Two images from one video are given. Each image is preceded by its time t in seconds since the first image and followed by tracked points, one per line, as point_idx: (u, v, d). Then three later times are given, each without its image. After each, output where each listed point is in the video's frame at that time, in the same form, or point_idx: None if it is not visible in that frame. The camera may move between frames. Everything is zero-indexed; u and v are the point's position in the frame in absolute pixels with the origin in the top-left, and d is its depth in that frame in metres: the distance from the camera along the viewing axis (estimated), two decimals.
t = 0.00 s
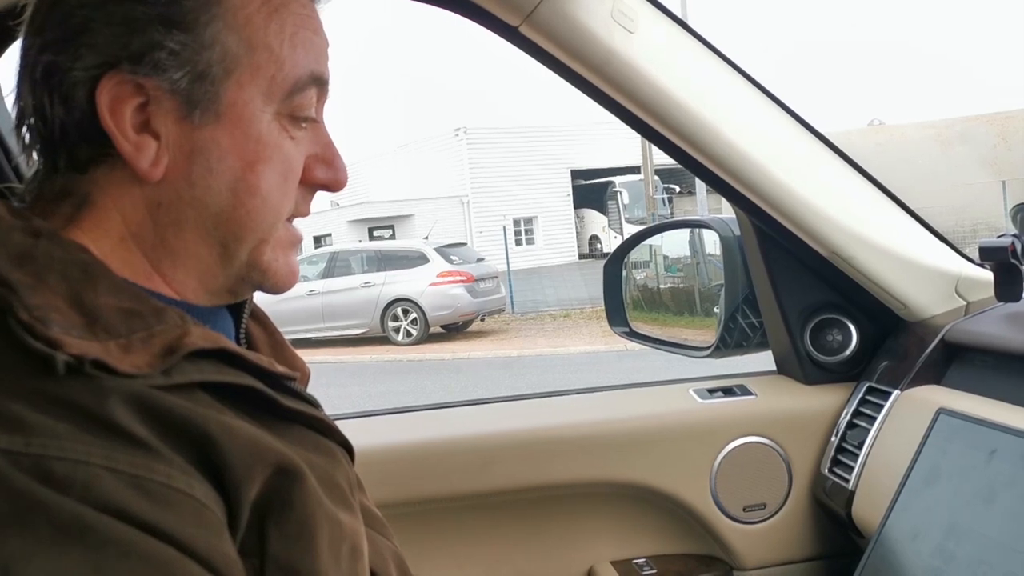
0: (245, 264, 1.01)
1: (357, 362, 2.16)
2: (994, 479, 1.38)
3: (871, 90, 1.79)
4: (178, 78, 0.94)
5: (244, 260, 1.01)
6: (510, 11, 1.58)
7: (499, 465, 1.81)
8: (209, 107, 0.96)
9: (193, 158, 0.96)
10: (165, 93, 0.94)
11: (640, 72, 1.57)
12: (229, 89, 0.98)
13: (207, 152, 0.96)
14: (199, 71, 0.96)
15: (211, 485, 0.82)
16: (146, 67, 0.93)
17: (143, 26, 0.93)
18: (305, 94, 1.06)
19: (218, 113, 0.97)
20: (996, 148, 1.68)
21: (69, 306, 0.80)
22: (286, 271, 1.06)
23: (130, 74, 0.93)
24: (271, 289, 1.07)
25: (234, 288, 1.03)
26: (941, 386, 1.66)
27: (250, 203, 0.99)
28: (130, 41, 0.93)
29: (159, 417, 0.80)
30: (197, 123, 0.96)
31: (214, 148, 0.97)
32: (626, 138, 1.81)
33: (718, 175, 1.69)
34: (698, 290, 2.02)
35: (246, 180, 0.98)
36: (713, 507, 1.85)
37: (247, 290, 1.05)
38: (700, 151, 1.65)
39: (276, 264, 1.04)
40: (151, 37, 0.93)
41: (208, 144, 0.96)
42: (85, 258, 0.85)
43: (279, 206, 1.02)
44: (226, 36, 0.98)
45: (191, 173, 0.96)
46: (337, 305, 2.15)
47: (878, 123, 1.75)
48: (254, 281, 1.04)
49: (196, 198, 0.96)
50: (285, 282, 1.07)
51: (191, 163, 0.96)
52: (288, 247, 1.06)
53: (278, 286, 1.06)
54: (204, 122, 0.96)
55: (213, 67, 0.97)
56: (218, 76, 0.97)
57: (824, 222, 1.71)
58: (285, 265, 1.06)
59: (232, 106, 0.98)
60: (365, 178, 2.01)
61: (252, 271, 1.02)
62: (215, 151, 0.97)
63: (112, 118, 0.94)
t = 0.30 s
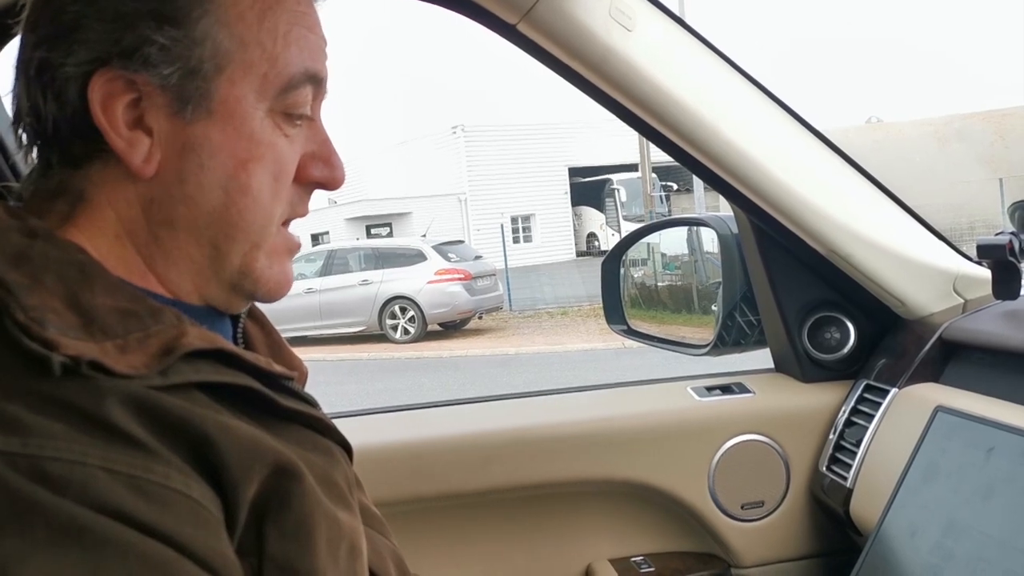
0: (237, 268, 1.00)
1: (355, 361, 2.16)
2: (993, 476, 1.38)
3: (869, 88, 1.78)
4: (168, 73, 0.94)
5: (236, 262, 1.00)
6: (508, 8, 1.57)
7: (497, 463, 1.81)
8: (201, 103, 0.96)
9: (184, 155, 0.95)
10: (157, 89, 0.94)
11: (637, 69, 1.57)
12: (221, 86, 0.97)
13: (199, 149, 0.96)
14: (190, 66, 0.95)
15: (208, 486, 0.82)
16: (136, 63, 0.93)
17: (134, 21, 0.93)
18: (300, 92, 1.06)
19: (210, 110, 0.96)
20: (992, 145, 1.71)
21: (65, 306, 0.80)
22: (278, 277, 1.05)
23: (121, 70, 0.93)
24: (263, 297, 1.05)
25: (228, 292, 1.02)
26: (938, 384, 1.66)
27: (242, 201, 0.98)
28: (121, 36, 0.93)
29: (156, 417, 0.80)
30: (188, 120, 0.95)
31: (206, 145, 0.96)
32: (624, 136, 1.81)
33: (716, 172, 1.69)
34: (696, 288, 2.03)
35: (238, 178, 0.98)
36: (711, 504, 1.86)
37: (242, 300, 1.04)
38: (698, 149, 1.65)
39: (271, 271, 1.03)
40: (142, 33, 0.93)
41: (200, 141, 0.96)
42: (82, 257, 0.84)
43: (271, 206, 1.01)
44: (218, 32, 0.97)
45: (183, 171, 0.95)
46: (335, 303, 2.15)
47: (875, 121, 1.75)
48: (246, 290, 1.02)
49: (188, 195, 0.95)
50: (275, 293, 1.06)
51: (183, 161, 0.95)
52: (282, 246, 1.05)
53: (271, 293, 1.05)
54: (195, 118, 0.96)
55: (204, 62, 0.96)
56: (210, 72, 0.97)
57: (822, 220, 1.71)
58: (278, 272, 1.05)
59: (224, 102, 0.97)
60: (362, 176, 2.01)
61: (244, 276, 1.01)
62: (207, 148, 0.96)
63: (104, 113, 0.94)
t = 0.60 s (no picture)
0: (237, 263, 1.00)
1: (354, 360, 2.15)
2: (992, 474, 1.38)
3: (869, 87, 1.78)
4: (164, 71, 0.94)
5: (235, 258, 0.99)
6: (507, 7, 1.57)
7: (496, 462, 1.81)
8: (197, 101, 0.95)
9: (181, 153, 0.95)
10: (152, 87, 0.93)
11: (636, 68, 1.57)
12: (218, 83, 0.97)
13: (196, 147, 0.95)
14: (186, 64, 0.95)
15: (207, 486, 0.82)
16: (132, 61, 0.93)
17: (130, 19, 0.92)
18: (298, 90, 1.05)
19: (206, 107, 0.96)
20: (991, 142, 1.70)
21: (63, 306, 0.79)
22: (278, 270, 1.05)
23: (117, 68, 0.93)
24: (264, 290, 1.05)
25: (228, 289, 1.02)
26: (937, 382, 1.66)
27: (239, 199, 0.98)
28: (117, 34, 0.92)
29: (154, 417, 0.80)
30: (185, 118, 0.95)
31: (202, 143, 0.96)
32: (623, 135, 1.80)
33: (716, 171, 1.69)
34: (694, 286, 2.03)
35: (235, 175, 0.97)
36: (710, 503, 1.86)
37: (242, 293, 1.04)
38: (699, 149, 1.64)
39: (269, 263, 1.03)
40: (137, 30, 0.92)
41: (196, 139, 0.95)
42: (80, 256, 0.84)
43: (270, 203, 1.01)
44: (214, 29, 0.97)
45: (179, 169, 0.95)
46: (334, 302, 2.14)
47: (874, 119, 1.75)
48: (247, 284, 1.02)
49: (184, 193, 0.95)
50: (277, 283, 1.05)
51: (179, 159, 0.95)
52: (280, 245, 1.04)
53: (272, 286, 1.05)
54: (192, 116, 0.95)
55: (200, 60, 0.96)
56: (206, 70, 0.96)
57: (821, 219, 1.70)
58: (277, 266, 1.04)
59: (221, 100, 0.97)
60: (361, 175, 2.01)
61: (244, 271, 1.01)
62: (203, 146, 0.96)
63: (100, 111, 0.93)
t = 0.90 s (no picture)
0: (237, 257, 1.00)
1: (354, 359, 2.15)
2: (990, 473, 1.38)
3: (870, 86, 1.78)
4: (160, 70, 0.94)
5: (236, 253, 1.00)
6: (506, 5, 1.56)
7: (496, 461, 1.81)
8: (193, 99, 0.95)
9: (178, 151, 0.95)
10: (147, 85, 0.94)
11: (635, 67, 1.57)
12: (214, 81, 0.97)
13: (193, 144, 0.95)
14: (181, 62, 0.95)
15: (203, 485, 0.82)
16: (127, 60, 0.93)
17: (125, 17, 0.92)
18: (295, 85, 1.05)
19: (203, 105, 0.96)
20: (991, 141, 1.66)
21: (60, 306, 0.80)
22: (279, 265, 1.05)
23: (112, 67, 0.93)
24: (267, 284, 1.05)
25: (228, 281, 1.03)
26: (937, 381, 1.66)
27: (238, 195, 0.98)
28: (112, 34, 0.92)
29: (150, 416, 0.80)
30: (181, 116, 0.95)
31: (200, 140, 0.96)
32: (623, 134, 1.80)
33: (715, 170, 1.68)
34: (694, 285, 2.03)
35: (234, 171, 0.97)
36: (710, 502, 1.86)
37: (243, 283, 1.04)
38: (699, 148, 1.64)
39: (270, 256, 1.03)
40: (132, 30, 0.92)
41: (193, 136, 0.95)
42: (76, 256, 0.84)
43: (269, 198, 1.01)
44: (209, 26, 0.97)
45: (176, 166, 0.95)
46: (334, 301, 2.14)
47: (874, 117, 1.73)
48: (248, 275, 1.03)
49: (182, 190, 0.95)
50: (279, 278, 1.05)
51: (177, 156, 0.95)
52: (281, 239, 1.04)
53: (274, 280, 1.05)
54: (188, 114, 0.95)
55: (196, 58, 0.96)
56: (202, 68, 0.96)
57: (820, 218, 1.70)
58: (279, 261, 1.04)
59: (217, 97, 0.97)
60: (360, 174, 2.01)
61: (245, 265, 1.01)
62: (200, 143, 0.96)
63: (97, 112, 0.93)
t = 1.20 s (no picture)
0: (208, 255, 0.97)
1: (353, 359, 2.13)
2: (990, 473, 1.38)
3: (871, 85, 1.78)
4: (134, 57, 0.95)
5: (205, 249, 0.97)
6: (506, 5, 1.56)
7: (496, 461, 1.81)
8: (165, 87, 0.95)
9: (146, 138, 0.95)
10: (121, 72, 0.95)
11: (635, 66, 1.57)
12: (189, 69, 0.97)
13: (160, 132, 0.95)
14: (156, 50, 0.95)
15: (204, 485, 0.82)
16: (103, 47, 0.95)
17: (107, 7, 0.95)
18: (277, 78, 1.04)
19: (174, 93, 0.96)
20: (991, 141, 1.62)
21: (60, 305, 0.80)
22: (256, 267, 1.01)
23: (90, 55, 0.95)
24: (245, 287, 1.01)
25: (204, 282, 1.00)
26: (936, 381, 1.66)
27: (203, 187, 0.95)
28: (92, 22, 0.95)
29: (148, 413, 0.80)
30: (152, 104, 0.95)
31: (168, 128, 0.95)
32: (623, 133, 1.80)
33: (715, 169, 1.68)
34: (693, 284, 2.03)
35: (199, 162, 0.95)
36: (709, 501, 1.86)
37: (220, 286, 1.01)
38: (699, 147, 1.64)
39: (243, 257, 0.99)
40: (111, 18, 0.95)
41: (162, 124, 0.95)
42: (76, 255, 0.84)
43: (238, 192, 0.98)
44: (187, 15, 0.97)
45: (144, 154, 0.95)
46: (334, 301, 2.14)
47: (874, 117, 1.71)
48: (221, 276, 0.99)
49: (149, 178, 0.95)
50: (260, 281, 1.01)
51: (144, 144, 0.95)
52: (257, 241, 1.00)
53: (251, 284, 1.01)
54: (159, 102, 0.95)
55: (172, 46, 0.96)
56: (177, 56, 0.96)
57: (819, 217, 1.70)
58: (255, 262, 1.00)
59: (191, 86, 0.97)
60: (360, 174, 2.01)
61: (217, 263, 0.98)
62: (169, 131, 0.95)
63: (74, 98, 0.95)
